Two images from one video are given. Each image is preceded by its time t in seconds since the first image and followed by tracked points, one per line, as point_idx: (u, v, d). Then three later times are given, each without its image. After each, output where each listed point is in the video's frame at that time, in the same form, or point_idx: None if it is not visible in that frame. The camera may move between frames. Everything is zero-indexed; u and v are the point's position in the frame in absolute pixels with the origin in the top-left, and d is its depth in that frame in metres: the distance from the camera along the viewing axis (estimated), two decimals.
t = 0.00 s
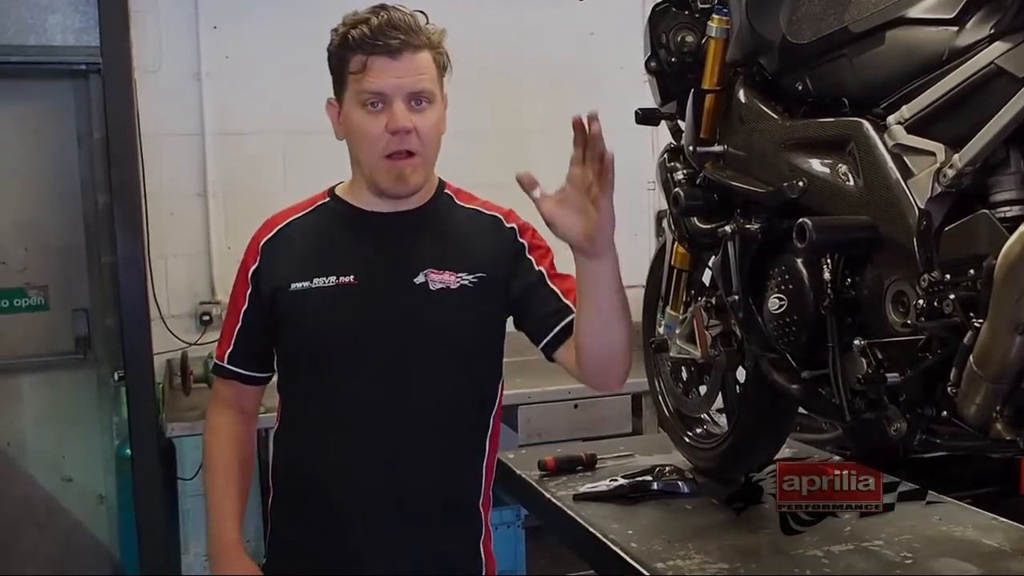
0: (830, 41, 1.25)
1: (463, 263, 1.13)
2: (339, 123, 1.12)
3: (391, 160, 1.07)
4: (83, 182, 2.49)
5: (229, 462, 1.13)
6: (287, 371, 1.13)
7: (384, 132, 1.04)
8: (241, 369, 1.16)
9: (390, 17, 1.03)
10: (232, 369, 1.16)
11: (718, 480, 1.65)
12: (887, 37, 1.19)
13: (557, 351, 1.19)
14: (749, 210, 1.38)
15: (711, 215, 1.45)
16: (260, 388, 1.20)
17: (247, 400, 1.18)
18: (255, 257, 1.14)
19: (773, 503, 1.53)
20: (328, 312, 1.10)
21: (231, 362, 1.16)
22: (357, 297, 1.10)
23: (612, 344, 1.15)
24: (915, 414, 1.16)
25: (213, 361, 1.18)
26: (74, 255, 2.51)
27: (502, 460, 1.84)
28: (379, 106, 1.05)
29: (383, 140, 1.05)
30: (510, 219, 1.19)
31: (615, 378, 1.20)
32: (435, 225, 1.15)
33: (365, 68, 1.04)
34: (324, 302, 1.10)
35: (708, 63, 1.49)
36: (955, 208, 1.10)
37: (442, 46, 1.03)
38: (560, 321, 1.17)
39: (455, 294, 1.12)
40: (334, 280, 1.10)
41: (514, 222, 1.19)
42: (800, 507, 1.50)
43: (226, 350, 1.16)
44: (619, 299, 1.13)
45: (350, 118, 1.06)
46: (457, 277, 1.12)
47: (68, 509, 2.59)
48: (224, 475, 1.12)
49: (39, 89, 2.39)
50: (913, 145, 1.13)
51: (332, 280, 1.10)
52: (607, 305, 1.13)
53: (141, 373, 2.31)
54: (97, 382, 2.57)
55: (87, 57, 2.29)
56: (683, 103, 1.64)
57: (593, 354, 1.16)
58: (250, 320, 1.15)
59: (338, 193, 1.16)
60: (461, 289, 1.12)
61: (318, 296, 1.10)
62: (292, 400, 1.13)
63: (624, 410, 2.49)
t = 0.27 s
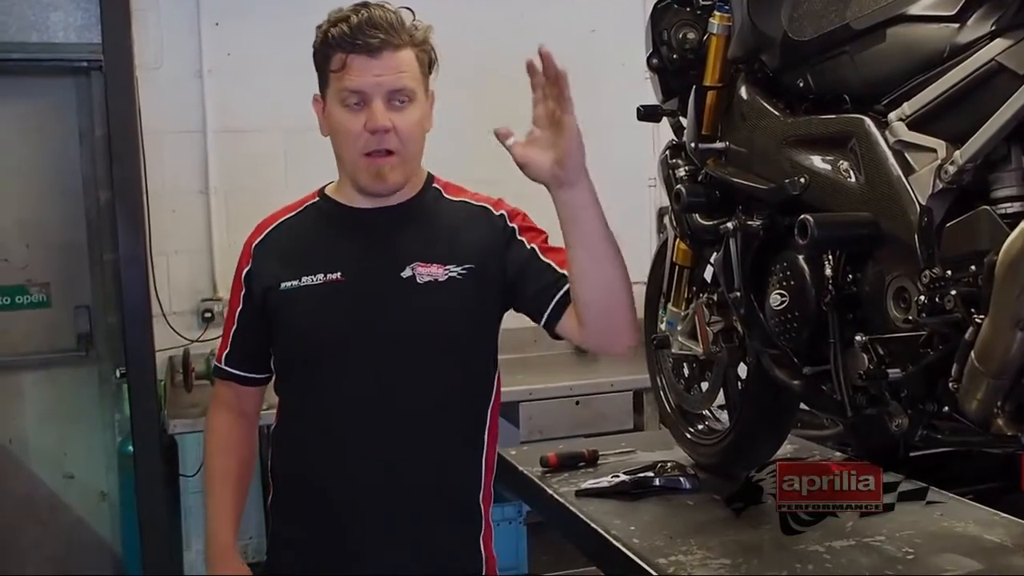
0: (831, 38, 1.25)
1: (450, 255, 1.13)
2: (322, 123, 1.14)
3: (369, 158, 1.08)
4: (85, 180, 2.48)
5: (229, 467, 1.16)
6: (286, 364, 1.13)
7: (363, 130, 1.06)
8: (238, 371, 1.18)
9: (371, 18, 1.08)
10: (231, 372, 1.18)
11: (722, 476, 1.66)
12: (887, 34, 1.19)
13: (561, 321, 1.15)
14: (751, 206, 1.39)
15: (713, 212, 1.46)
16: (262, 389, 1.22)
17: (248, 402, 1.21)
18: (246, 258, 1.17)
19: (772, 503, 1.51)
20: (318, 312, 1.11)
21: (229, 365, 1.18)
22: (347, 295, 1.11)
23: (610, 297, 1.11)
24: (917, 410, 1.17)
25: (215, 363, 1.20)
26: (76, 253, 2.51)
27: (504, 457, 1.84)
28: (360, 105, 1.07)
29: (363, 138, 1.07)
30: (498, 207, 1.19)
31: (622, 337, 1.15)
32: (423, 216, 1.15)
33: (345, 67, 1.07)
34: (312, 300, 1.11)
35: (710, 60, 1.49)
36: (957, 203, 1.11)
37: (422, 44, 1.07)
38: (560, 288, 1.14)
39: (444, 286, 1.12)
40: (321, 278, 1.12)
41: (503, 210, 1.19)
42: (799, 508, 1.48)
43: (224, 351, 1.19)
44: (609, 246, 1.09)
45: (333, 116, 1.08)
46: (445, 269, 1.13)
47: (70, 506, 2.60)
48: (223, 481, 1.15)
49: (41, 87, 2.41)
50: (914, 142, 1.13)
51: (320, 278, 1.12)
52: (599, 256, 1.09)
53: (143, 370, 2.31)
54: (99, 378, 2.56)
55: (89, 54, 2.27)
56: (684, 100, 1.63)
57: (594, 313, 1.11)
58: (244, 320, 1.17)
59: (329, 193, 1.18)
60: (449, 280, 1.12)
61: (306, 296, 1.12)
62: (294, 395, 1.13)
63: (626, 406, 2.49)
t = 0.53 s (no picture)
0: (833, 34, 1.25)
1: (443, 248, 1.13)
2: (317, 123, 1.16)
3: (380, 154, 1.10)
4: (86, 178, 2.47)
5: (224, 472, 1.16)
6: (285, 360, 1.13)
7: (374, 126, 1.09)
8: (231, 373, 1.18)
9: (376, 18, 1.12)
10: (224, 375, 1.17)
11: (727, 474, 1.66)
12: (890, 30, 1.19)
13: (561, 291, 1.11)
14: (752, 203, 1.39)
15: (715, 209, 1.46)
16: (258, 394, 1.22)
17: (243, 404, 1.21)
18: (238, 262, 1.16)
19: (772, 505, 1.50)
20: (314, 309, 1.11)
21: (221, 367, 1.17)
22: (339, 292, 1.11)
23: (612, 248, 1.07)
24: (920, 406, 1.17)
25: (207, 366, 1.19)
26: (77, 250, 2.51)
27: (506, 454, 1.84)
28: (368, 102, 1.10)
29: (374, 134, 1.09)
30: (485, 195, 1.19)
31: (629, 296, 1.10)
32: (413, 212, 1.15)
33: (353, 65, 1.10)
34: (306, 300, 1.11)
35: (711, 57, 1.49)
36: (960, 199, 1.11)
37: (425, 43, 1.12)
38: (556, 260, 1.11)
39: (437, 280, 1.12)
40: (315, 277, 1.11)
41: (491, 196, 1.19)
42: (798, 508, 1.47)
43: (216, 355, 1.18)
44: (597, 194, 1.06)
45: (338, 113, 1.11)
46: (438, 263, 1.12)
47: (72, 503, 2.60)
48: (217, 487, 1.15)
49: (42, 86, 2.42)
50: (918, 138, 1.13)
51: (314, 277, 1.11)
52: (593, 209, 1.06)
53: (145, 367, 2.31)
54: (101, 376, 2.55)
55: (90, 52, 2.26)
56: (686, 96, 1.63)
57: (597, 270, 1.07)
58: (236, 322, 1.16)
59: (318, 192, 1.17)
60: (443, 273, 1.12)
61: (299, 296, 1.11)
62: (294, 392, 1.13)
63: (628, 403, 2.49)
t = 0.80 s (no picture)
0: (839, 33, 1.25)
1: (438, 245, 1.13)
2: (311, 122, 1.16)
3: (364, 156, 1.09)
4: (90, 179, 2.48)
5: (227, 475, 1.16)
6: (288, 361, 1.13)
7: (360, 129, 1.09)
8: (232, 376, 1.17)
9: (367, 18, 1.11)
10: (225, 378, 1.18)
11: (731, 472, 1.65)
12: (896, 29, 1.19)
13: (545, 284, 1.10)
14: (757, 201, 1.39)
15: (720, 207, 1.45)
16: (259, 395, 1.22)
17: (244, 407, 1.20)
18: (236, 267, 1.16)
19: (773, 505, 1.49)
20: (313, 310, 1.11)
21: (223, 370, 1.17)
22: (337, 292, 1.11)
23: (621, 267, 1.04)
24: (926, 404, 1.17)
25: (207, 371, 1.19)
26: (81, 250, 2.51)
27: (510, 453, 1.84)
28: (356, 103, 1.09)
29: (359, 136, 1.09)
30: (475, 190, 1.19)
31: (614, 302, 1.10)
32: (406, 211, 1.14)
33: (343, 66, 1.10)
34: (307, 300, 1.11)
35: (716, 56, 1.49)
36: (967, 197, 1.11)
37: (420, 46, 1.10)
38: (540, 253, 1.10)
39: (432, 276, 1.12)
40: (312, 278, 1.12)
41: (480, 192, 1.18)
42: (799, 508, 1.45)
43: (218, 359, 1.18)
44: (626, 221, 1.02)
45: (326, 115, 1.11)
46: (433, 259, 1.12)
47: (76, 503, 2.60)
48: (219, 489, 1.15)
49: (46, 85, 2.42)
50: (924, 135, 1.13)
51: (311, 278, 1.12)
52: (613, 202, 1.00)
53: (150, 367, 2.31)
54: (106, 374, 2.55)
55: (95, 52, 2.26)
56: (691, 95, 1.62)
57: (599, 282, 1.05)
58: (237, 324, 1.16)
59: (313, 193, 1.17)
60: (438, 270, 1.12)
61: (300, 296, 1.12)
62: (300, 390, 1.13)
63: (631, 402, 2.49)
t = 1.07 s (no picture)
0: (842, 32, 1.25)
1: (428, 249, 1.11)
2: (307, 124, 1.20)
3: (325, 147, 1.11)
4: (93, 180, 2.48)
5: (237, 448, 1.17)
6: (290, 359, 1.13)
7: (318, 120, 1.11)
8: (235, 374, 1.19)
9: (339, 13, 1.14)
10: (228, 375, 1.19)
11: (732, 471, 1.65)
12: (899, 28, 1.19)
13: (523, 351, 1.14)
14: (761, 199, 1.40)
15: (724, 206, 1.45)
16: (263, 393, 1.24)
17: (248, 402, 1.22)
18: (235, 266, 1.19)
19: (772, 505, 1.49)
20: (299, 316, 1.11)
21: (224, 368, 1.20)
22: (327, 294, 1.11)
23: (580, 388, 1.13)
24: (930, 403, 1.17)
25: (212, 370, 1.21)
26: (84, 250, 2.51)
27: (514, 453, 1.84)
28: (320, 97, 1.12)
29: (318, 128, 1.11)
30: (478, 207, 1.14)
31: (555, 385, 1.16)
32: (395, 213, 1.14)
33: (310, 61, 1.13)
34: (297, 302, 1.12)
35: (719, 56, 1.49)
36: (971, 195, 1.11)
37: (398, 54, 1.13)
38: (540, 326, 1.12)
39: (420, 283, 1.10)
40: (302, 280, 1.12)
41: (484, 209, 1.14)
42: (798, 508, 1.45)
43: (221, 358, 1.20)
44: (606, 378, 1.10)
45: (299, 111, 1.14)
46: (422, 264, 1.11)
47: (79, 503, 2.60)
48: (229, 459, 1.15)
49: (49, 86, 2.43)
50: (928, 134, 1.13)
51: (301, 280, 1.12)
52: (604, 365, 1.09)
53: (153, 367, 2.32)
54: (109, 375, 2.56)
55: (97, 52, 2.28)
56: (695, 95, 1.63)
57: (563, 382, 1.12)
58: (238, 326, 1.18)
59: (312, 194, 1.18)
60: (427, 275, 1.11)
61: (291, 298, 1.12)
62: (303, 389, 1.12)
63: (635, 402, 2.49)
